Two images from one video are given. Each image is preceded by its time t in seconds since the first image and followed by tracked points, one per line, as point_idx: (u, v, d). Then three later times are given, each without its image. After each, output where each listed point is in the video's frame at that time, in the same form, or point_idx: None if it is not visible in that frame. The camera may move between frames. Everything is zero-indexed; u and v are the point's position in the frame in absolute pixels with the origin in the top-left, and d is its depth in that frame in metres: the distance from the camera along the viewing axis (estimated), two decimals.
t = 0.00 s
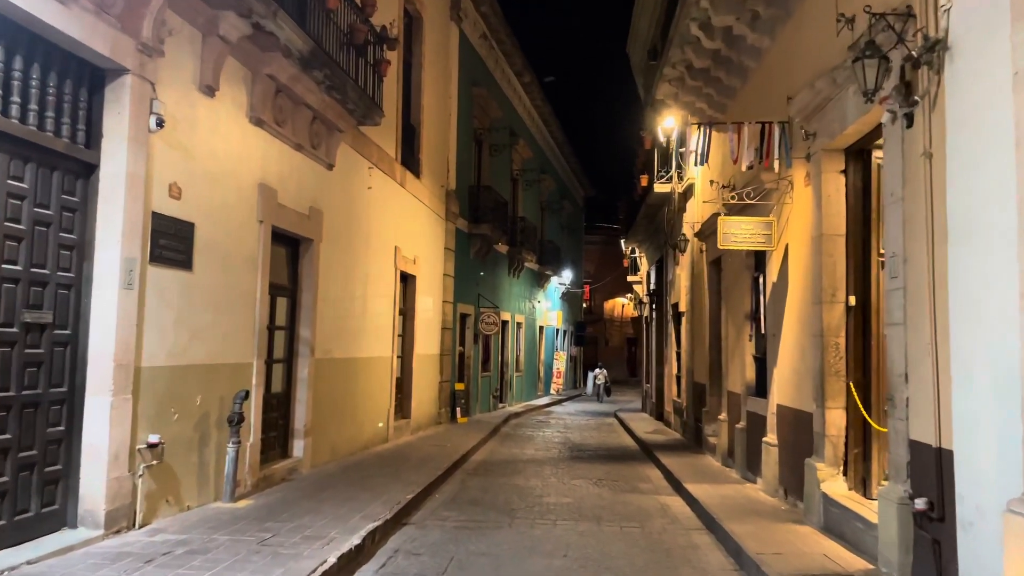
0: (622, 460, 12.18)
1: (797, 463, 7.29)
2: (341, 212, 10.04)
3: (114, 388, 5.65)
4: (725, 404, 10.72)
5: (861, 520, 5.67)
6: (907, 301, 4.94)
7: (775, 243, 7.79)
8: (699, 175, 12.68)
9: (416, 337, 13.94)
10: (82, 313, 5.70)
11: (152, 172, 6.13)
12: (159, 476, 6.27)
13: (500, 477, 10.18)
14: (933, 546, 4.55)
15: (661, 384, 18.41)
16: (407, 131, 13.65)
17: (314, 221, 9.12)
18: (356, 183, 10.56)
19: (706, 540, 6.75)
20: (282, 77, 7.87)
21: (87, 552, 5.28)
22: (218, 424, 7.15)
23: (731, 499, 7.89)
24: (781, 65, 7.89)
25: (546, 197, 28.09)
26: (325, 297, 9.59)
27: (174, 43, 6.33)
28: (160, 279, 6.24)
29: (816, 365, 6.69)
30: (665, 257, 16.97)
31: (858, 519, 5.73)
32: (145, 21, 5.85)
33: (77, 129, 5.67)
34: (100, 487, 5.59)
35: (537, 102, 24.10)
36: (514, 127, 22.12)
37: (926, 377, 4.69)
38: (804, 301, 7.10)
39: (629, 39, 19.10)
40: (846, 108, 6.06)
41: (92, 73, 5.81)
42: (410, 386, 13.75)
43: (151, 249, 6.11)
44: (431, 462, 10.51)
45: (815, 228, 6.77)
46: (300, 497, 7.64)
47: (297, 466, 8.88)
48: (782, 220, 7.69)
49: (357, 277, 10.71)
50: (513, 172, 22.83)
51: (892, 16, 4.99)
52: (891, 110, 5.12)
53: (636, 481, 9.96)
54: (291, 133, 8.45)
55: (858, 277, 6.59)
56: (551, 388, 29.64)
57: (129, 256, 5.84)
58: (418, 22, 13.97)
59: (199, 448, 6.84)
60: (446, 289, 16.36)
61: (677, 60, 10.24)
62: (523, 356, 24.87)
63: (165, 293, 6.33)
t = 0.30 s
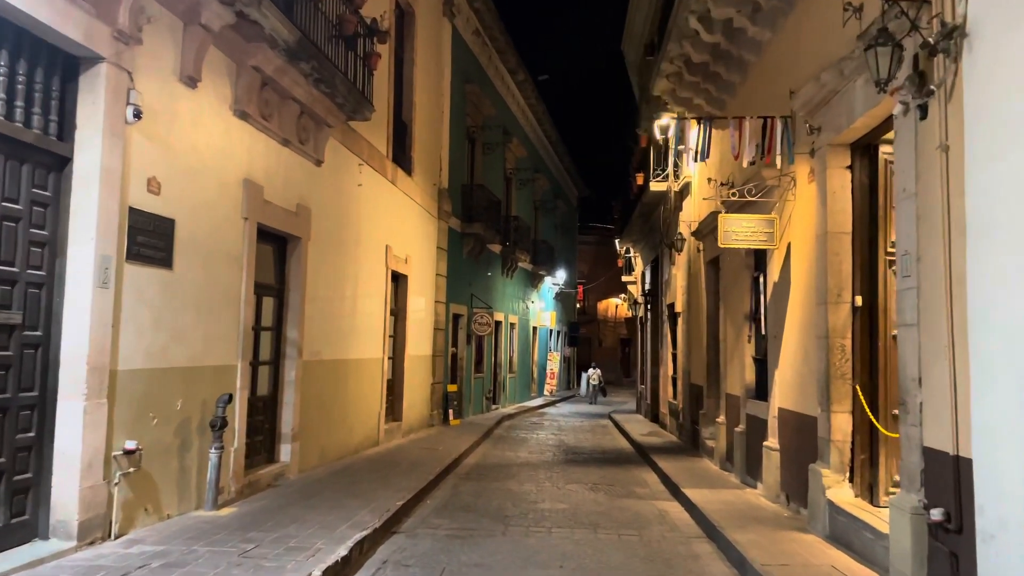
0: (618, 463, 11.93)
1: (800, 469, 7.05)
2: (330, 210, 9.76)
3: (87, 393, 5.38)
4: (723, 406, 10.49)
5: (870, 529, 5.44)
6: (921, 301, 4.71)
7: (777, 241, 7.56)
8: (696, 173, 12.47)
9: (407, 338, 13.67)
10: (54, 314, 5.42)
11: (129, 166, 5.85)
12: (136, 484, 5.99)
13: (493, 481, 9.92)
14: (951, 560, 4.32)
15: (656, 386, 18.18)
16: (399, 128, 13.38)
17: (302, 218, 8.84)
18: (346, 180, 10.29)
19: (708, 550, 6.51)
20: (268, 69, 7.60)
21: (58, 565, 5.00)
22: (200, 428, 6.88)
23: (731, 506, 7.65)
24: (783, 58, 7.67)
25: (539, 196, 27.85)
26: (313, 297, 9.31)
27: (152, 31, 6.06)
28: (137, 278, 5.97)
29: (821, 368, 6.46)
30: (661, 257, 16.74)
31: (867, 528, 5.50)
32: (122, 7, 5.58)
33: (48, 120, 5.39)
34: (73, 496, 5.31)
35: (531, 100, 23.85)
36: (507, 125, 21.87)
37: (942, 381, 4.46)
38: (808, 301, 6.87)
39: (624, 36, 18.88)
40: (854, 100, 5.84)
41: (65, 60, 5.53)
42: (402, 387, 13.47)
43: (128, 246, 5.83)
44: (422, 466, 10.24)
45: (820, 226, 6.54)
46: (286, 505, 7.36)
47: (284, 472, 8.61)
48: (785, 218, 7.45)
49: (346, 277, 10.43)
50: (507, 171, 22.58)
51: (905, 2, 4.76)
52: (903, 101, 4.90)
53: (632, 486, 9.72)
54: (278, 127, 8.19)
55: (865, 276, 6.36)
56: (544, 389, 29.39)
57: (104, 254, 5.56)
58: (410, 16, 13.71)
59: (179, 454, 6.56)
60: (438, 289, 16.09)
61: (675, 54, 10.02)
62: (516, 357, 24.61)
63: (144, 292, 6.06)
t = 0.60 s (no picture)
0: (612, 464, 11.68)
1: (805, 469, 6.81)
2: (317, 203, 9.48)
3: (58, 391, 5.09)
4: (721, 405, 10.25)
5: (882, 533, 5.21)
6: (937, 294, 4.48)
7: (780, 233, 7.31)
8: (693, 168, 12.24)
9: (398, 336, 13.38)
10: (23, 307, 5.13)
11: (104, 152, 5.56)
12: (112, 487, 5.70)
13: (486, 482, 9.66)
14: (972, 566, 4.09)
15: (651, 385, 17.94)
16: (389, 122, 13.10)
17: (288, 211, 8.56)
18: (335, 173, 10.01)
19: (710, 554, 6.26)
20: (252, 55, 7.33)
21: (26, 573, 4.71)
22: (180, 428, 6.60)
23: (733, 508, 7.41)
24: (785, 45, 7.44)
25: (532, 195, 27.60)
26: (300, 292, 9.02)
27: (129, 11, 5.78)
28: (113, 270, 5.68)
29: (827, 365, 6.24)
30: (655, 255, 16.52)
31: (878, 531, 5.26)
32: None
33: (17, 102, 5.11)
34: (43, 500, 5.02)
35: (523, 97, 23.61)
36: (500, 122, 21.61)
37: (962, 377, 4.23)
38: (812, 296, 6.64)
39: (617, 32, 18.67)
40: (863, 85, 5.61)
41: (36, 40, 5.25)
42: (392, 387, 13.20)
43: (103, 237, 5.55)
44: (413, 467, 9.96)
45: (826, 218, 6.32)
46: (270, 508, 7.07)
47: (270, 473, 8.32)
48: (789, 210, 7.22)
49: (335, 272, 10.15)
50: (499, 168, 22.31)
51: None
52: (918, 83, 4.67)
53: (628, 487, 9.47)
54: (263, 117, 7.92)
55: (872, 270, 6.14)
56: (537, 389, 29.13)
57: (77, 244, 5.27)
58: (401, 8, 13.44)
59: (157, 455, 6.28)
60: (429, 287, 15.81)
61: (672, 44, 9.80)
62: (509, 356, 24.35)
63: (121, 286, 5.78)
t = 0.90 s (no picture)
0: (606, 466, 11.43)
1: (807, 474, 6.58)
2: (304, 199, 9.20)
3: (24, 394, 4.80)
4: (718, 407, 10.02)
5: (892, 541, 4.98)
6: (955, 291, 4.25)
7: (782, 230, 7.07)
8: (689, 165, 12.02)
9: (387, 336, 13.10)
10: None
11: (75, 142, 5.28)
12: (83, 495, 5.41)
13: (478, 486, 9.39)
14: None
15: (644, 386, 17.71)
16: (379, 117, 12.83)
17: (273, 207, 8.28)
18: (322, 168, 9.73)
19: (711, 562, 6.02)
20: (234, 44, 7.04)
21: None
22: (158, 432, 6.31)
23: (732, 513, 7.18)
24: (786, 35, 7.21)
25: (524, 193, 27.36)
26: (285, 291, 8.74)
27: None
28: (85, 267, 5.40)
29: (832, 367, 6.01)
30: (649, 253, 16.29)
31: (889, 541, 5.03)
32: None
33: None
34: (8, 510, 4.73)
35: (515, 94, 23.35)
36: (491, 119, 21.36)
37: (983, 379, 4.00)
38: (816, 294, 6.41)
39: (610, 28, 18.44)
40: (872, 74, 5.38)
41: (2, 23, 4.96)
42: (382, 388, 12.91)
43: (73, 231, 5.27)
44: (402, 471, 9.69)
45: (831, 214, 6.09)
46: (252, 514, 6.79)
47: (254, 478, 8.04)
48: (791, 206, 6.99)
49: (322, 270, 9.87)
50: (491, 166, 22.05)
51: None
52: (934, 70, 4.45)
53: (623, 491, 9.23)
54: (246, 108, 7.64)
55: (880, 267, 5.91)
56: (528, 390, 28.87)
57: (45, 239, 4.99)
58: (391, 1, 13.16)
59: (133, 461, 5.99)
60: (419, 286, 15.54)
61: (669, 37, 9.59)
62: (500, 356, 24.09)
63: (93, 283, 5.50)
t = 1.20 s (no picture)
0: (598, 467, 11.19)
1: (809, 476, 6.34)
2: (288, 192, 8.92)
3: None
4: (713, 406, 9.79)
5: (902, 547, 4.74)
6: (972, 282, 4.02)
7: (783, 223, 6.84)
8: (683, 160, 11.79)
9: (375, 334, 12.81)
10: None
11: (39, 125, 4.99)
12: (49, 498, 5.12)
13: (467, 488, 9.12)
14: None
15: (636, 385, 17.48)
16: (367, 110, 12.56)
17: (255, 199, 7.99)
18: (307, 160, 9.45)
19: (710, 568, 5.77)
20: (213, 28, 6.76)
21: None
22: (131, 433, 6.03)
23: (730, 516, 6.94)
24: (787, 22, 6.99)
25: (515, 191, 27.10)
26: (268, 287, 8.45)
27: None
28: (50, 258, 5.11)
29: (835, 364, 5.77)
30: (642, 251, 16.06)
31: (898, 545, 4.80)
32: None
33: None
34: None
35: (506, 91, 23.10)
36: (482, 116, 21.09)
37: (1004, 374, 3.76)
38: (819, 288, 6.17)
39: (602, 24, 18.22)
40: (880, 57, 5.15)
41: None
42: (369, 387, 12.61)
43: (38, 219, 4.98)
44: (389, 472, 9.41)
45: (835, 205, 5.85)
46: (231, 519, 6.51)
47: (234, 480, 7.75)
48: (791, 198, 6.76)
49: (307, 266, 9.58)
50: (481, 163, 21.78)
51: None
52: (948, 49, 4.22)
53: (616, 493, 8.98)
54: (226, 96, 7.36)
55: (885, 260, 5.68)
56: (519, 389, 28.62)
57: (5, 226, 4.70)
58: None
59: (103, 462, 5.70)
60: (409, 284, 15.26)
61: (664, 26, 9.34)
62: (491, 356, 23.82)
63: (59, 276, 5.21)
